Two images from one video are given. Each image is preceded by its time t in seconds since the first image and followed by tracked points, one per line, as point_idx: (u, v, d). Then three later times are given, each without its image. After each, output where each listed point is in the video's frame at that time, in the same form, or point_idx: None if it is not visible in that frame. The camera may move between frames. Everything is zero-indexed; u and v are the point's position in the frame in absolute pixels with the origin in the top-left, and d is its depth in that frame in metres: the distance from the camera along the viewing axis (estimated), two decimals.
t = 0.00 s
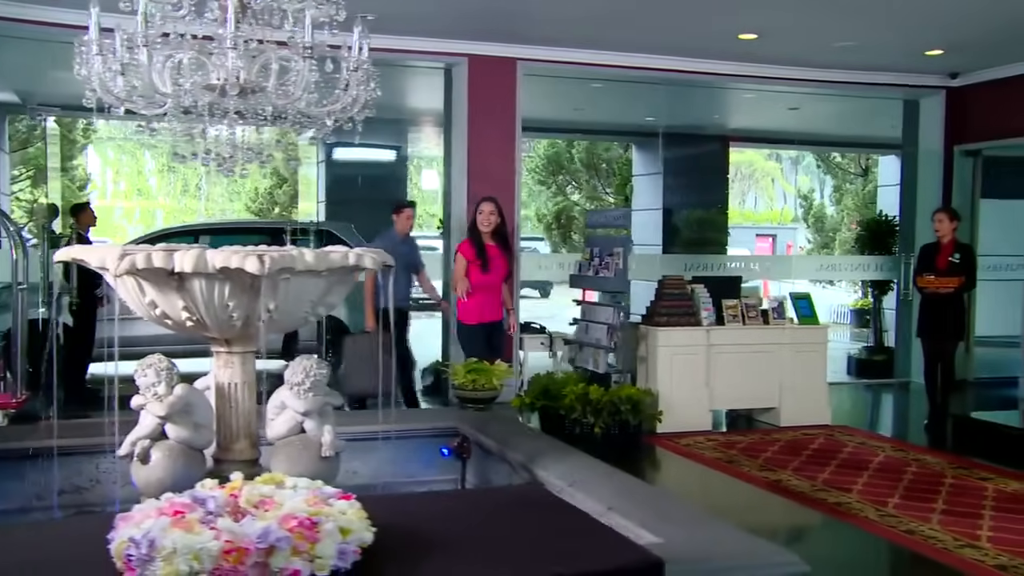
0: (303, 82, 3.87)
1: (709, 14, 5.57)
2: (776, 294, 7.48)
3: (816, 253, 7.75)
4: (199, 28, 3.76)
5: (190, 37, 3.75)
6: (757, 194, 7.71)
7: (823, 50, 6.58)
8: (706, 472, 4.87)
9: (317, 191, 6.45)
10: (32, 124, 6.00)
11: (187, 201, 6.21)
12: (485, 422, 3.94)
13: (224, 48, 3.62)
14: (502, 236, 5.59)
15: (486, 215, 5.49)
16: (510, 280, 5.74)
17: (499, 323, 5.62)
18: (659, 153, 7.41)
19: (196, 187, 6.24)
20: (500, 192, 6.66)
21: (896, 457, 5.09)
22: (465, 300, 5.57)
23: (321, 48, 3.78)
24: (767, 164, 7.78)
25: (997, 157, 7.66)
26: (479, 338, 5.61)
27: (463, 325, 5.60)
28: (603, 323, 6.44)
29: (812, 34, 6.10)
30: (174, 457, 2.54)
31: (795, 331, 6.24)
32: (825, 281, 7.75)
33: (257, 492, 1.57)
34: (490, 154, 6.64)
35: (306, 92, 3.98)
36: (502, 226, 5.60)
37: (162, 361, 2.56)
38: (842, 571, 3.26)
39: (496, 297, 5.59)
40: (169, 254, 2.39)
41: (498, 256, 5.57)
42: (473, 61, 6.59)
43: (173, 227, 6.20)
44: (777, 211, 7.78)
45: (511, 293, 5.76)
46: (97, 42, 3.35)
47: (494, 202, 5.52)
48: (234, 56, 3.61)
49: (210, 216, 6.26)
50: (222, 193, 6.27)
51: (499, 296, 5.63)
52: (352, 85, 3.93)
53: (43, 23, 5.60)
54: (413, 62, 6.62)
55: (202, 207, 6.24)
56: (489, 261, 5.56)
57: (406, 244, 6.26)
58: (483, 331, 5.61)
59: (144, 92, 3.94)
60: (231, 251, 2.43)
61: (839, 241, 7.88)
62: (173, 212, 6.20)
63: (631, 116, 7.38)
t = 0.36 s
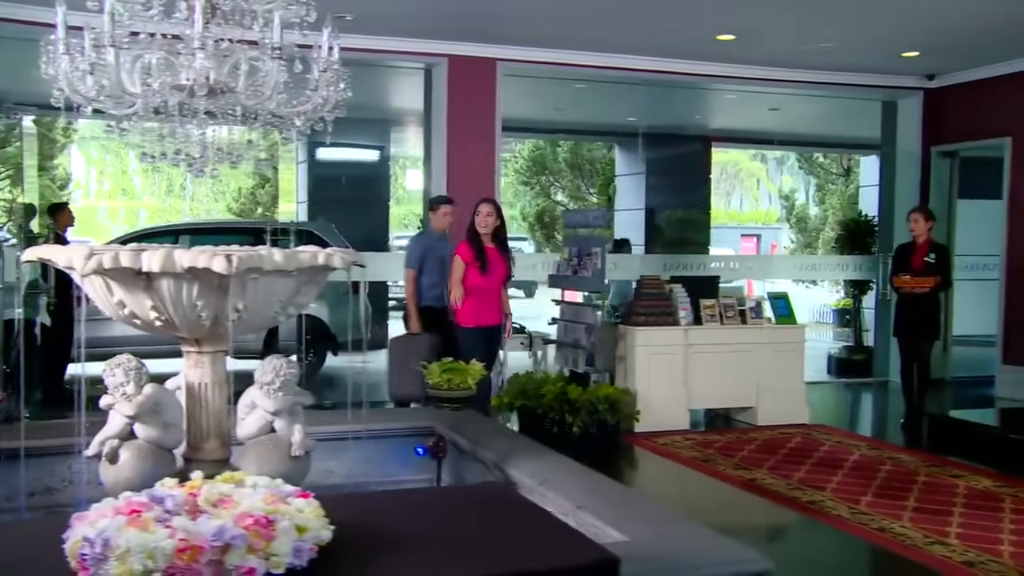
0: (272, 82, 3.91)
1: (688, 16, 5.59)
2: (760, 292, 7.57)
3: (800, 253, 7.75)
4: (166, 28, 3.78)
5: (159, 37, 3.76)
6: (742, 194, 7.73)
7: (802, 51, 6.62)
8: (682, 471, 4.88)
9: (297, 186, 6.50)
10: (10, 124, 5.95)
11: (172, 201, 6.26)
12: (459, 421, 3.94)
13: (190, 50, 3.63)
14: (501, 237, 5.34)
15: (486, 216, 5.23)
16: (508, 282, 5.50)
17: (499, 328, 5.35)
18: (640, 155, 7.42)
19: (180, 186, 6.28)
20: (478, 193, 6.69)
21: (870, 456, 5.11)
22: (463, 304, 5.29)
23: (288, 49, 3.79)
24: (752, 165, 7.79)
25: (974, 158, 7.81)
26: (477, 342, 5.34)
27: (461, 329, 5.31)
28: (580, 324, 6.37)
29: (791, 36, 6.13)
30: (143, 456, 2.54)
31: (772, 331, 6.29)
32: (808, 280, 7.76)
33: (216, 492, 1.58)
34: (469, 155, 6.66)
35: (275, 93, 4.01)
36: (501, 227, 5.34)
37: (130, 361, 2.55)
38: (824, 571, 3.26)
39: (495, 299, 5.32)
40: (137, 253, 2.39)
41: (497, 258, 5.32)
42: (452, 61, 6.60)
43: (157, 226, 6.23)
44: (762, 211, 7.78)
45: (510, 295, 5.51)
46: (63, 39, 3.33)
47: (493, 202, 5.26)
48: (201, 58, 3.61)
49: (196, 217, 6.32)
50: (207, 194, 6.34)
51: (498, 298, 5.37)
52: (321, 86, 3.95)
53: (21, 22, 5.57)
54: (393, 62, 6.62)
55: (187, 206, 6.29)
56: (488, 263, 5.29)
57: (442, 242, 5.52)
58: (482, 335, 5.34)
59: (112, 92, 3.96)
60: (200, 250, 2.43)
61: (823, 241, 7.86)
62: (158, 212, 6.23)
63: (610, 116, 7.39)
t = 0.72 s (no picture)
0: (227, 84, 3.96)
1: (655, 19, 5.62)
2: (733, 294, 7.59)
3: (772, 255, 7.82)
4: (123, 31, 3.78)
5: (116, 39, 3.74)
6: (717, 195, 7.76)
7: (768, 54, 6.67)
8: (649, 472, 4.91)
9: (268, 189, 6.49)
10: None
11: (144, 203, 6.18)
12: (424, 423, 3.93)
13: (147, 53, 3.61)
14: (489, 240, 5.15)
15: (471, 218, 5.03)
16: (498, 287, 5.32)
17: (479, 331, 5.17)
18: (613, 157, 7.42)
19: (153, 189, 6.18)
20: (447, 194, 6.71)
21: (833, 457, 5.15)
22: (444, 304, 5.13)
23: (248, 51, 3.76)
24: (727, 168, 7.82)
25: (939, 160, 7.89)
26: (458, 345, 5.16)
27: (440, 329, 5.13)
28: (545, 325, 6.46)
29: (758, 39, 6.17)
30: (100, 459, 2.53)
31: (741, 332, 6.32)
32: (779, 283, 7.82)
33: (164, 494, 1.61)
34: (439, 158, 6.68)
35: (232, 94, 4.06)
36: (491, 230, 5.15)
37: (87, 364, 2.54)
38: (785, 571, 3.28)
39: (477, 302, 5.14)
40: (93, 255, 2.38)
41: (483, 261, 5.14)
42: (422, 64, 6.60)
43: (128, 228, 6.15)
44: (735, 212, 7.82)
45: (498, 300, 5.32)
46: (16, 39, 3.36)
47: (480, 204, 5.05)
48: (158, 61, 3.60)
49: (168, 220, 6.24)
50: (180, 196, 6.26)
51: (482, 302, 5.19)
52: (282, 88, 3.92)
53: None
54: (363, 65, 6.61)
55: (159, 209, 6.20)
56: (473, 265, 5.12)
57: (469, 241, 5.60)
58: (461, 339, 5.16)
59: (69, 93, 4.13)
60: (157, 252, 2.43)
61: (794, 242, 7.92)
62: (130, 214, 6.16)
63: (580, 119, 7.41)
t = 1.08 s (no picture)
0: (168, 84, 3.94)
1: (606, 22, 5.67)
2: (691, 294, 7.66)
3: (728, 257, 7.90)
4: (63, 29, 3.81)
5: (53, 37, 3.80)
6: (675, 197, 7.80)
7: (719, 57, 6.74)
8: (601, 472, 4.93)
9: (222, 191, 6.39)
10: None
11: (97, 204, 6.14)
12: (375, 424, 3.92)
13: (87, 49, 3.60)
14: (461, 240, 5.19)
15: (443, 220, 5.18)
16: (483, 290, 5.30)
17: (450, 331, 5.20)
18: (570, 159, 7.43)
19: (106, 190, 6.15)
20: (401, 196, 6.69)
21: (784, 455, 5.24)
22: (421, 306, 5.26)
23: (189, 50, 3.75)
24: (685, 169, 7.85)
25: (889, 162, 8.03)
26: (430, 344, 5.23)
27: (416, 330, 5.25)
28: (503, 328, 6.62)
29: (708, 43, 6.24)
30: (37, 464, 2.50)
31: (693, 333, 6.37)
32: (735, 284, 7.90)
33: (95, 499, 1.67)
34: (393, 160, 6.66)
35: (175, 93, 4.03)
36: (465, 232, 5.19)
37: (24, 368, 2.49)
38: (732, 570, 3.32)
39: (448, 303, 5.18)
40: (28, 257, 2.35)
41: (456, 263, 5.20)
42: (376, 65, 6.59)
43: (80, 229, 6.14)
44: (694, 214, 7.88)
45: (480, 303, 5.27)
46: None
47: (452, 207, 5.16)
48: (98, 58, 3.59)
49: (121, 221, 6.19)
50: (134, 197, 6.21)
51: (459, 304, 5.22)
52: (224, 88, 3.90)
53: None
54: (318, 65, 6.59)
55: (113, 210, 6.17)
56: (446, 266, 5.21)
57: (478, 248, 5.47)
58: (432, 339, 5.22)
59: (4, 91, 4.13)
60: (96, 254, 2.40)
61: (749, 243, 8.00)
62: (83, 215, 6.13)
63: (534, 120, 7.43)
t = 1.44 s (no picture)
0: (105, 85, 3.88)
1: (555, 25, 5.68)
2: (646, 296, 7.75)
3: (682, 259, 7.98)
4: None
5: None
6: (629, 200, 7.86)
7: (668, 61, 6.79)
8: (550, 473, 4.94)
9: (171, 194, 6.32)
10: None
11: (44, 205, 5.97)
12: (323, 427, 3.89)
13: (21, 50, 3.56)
14: (429, 243, 4.82)
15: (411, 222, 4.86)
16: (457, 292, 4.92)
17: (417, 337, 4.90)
18: (523, 162, 7.45)
19: (53, 191, 5.99)
20: (351, 198, 6.66)
21: (732, 454, 5.30)
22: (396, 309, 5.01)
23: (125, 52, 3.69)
24: (640, 172, 7.93)
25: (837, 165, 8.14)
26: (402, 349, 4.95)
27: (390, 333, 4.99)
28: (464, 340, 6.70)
29: (657, 47, 6.28)
30: None
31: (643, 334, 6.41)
32: (687, 286, 7.99)
33: (20, 505, 1.65)
34: (343, 162, 6.63)
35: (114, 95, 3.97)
36: (430, 231, 4.80)
37: None
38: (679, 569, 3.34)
39: (414, 306, 4.86)
40: None
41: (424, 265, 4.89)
42: (326, 67, 6.55)
43: (27, 229, 5.94)
44: (648, 217, 7.96)
45: (453, 305, 4.91)
46: None
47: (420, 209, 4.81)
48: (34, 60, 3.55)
49: (70, 222, 6.03)
50: (83, 199, 6.07)
51: (430, 309, 4.91)
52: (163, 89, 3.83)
53: None
54: (269, 66, 6.53)
55: (60, 211, 6.01)
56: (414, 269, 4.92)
57: (478, 254, 5.40)
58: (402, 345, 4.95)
59: None
60: (28, 257, 2.37)
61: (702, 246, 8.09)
62: (28, 217, 5.95)
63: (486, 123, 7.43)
